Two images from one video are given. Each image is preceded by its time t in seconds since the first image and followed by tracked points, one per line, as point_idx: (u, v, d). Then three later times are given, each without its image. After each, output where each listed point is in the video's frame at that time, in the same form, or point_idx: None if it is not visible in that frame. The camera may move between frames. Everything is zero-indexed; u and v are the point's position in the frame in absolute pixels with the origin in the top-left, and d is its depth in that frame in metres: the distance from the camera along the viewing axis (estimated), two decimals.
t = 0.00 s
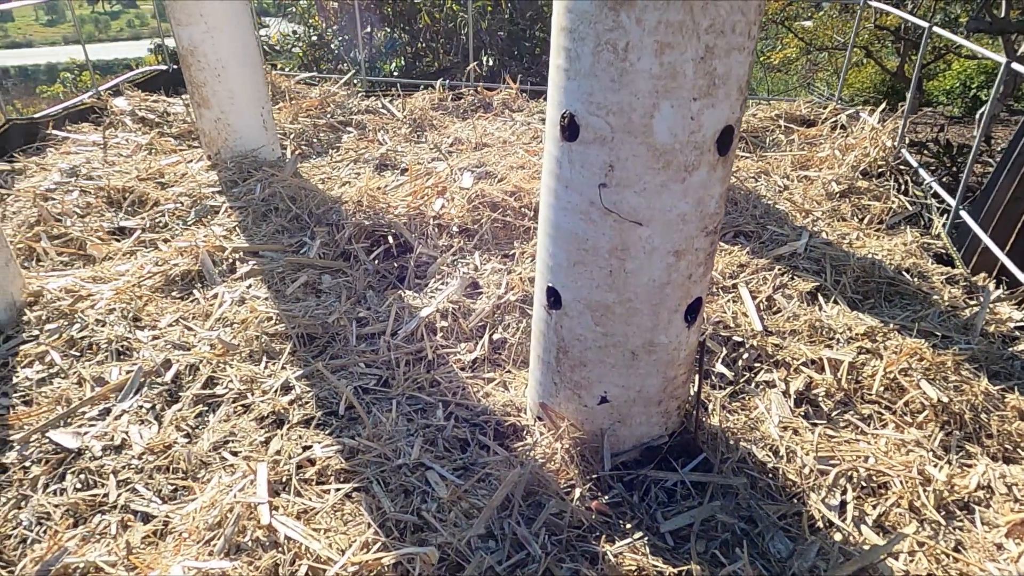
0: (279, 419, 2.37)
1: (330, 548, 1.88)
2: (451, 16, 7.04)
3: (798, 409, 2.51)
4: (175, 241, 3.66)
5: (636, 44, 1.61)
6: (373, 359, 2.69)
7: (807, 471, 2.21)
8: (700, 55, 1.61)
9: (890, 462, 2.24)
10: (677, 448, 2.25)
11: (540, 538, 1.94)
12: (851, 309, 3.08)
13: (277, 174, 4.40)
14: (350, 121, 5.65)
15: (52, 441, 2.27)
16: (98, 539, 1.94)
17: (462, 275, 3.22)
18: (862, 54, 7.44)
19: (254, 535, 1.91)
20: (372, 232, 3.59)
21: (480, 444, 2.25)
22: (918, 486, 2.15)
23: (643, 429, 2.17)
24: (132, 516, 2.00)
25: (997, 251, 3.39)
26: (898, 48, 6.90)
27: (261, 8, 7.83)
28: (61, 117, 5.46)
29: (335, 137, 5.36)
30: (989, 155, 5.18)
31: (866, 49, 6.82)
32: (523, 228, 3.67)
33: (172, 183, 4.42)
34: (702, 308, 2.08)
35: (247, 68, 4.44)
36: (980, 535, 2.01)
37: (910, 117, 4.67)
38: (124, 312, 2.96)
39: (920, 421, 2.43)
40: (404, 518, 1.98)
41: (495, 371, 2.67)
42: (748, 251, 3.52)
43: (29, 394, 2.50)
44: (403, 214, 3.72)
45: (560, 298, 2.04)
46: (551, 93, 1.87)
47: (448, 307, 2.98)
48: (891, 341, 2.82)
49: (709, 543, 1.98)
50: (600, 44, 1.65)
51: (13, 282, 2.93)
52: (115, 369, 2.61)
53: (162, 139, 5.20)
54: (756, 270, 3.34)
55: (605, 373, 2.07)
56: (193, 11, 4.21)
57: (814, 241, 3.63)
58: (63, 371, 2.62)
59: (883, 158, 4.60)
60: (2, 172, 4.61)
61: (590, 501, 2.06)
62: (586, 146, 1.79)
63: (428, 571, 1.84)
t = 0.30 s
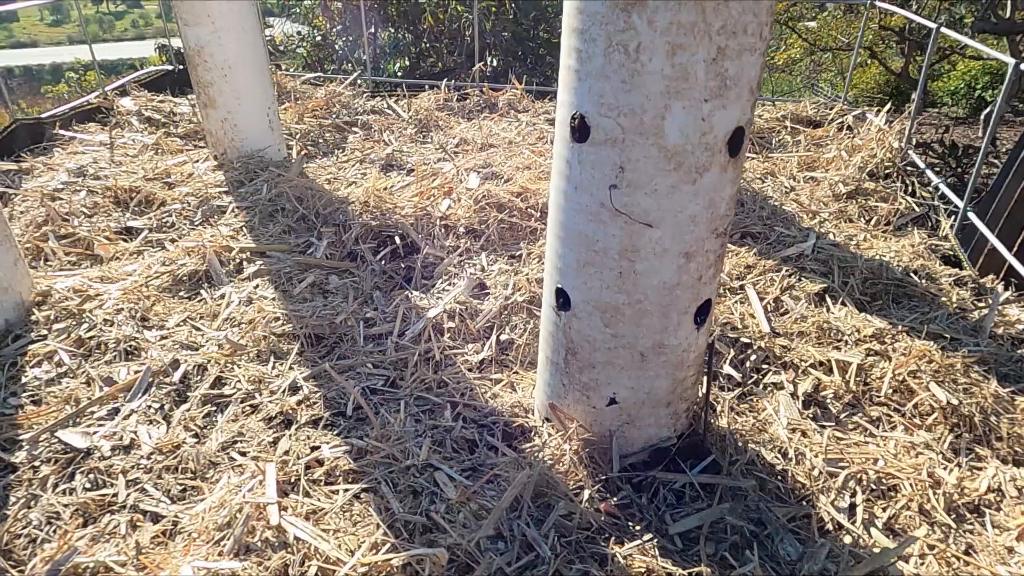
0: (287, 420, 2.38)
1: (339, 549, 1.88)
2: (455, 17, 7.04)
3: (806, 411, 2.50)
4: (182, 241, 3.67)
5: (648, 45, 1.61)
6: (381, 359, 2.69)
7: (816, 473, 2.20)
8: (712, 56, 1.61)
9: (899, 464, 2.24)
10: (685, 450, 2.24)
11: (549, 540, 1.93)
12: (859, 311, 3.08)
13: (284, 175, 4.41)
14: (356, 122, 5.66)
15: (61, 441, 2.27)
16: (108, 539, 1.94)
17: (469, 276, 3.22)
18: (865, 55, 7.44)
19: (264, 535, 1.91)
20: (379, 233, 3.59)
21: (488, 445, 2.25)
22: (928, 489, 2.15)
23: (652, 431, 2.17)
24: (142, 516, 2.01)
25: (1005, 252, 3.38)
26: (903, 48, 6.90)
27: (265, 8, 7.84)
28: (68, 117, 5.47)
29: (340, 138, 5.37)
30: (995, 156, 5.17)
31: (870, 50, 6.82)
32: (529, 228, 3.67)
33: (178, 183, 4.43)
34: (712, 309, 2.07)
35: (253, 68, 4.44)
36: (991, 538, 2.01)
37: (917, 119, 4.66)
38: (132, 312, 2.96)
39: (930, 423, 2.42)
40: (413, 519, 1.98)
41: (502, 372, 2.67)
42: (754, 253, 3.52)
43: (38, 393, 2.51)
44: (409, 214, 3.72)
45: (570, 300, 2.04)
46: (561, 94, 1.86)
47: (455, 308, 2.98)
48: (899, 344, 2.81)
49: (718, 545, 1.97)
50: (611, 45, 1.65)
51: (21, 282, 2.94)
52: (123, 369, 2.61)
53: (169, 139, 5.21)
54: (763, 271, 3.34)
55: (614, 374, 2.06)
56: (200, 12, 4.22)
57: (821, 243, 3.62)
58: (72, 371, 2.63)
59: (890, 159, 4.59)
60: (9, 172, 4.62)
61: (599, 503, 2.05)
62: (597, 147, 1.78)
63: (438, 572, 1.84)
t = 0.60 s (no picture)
0: (295, 420, 2.38)
1: (349, 550, 1.88)
2: (459, 17, 7.04)
3: (815, 412, 2.50)
4: (189, 241, 3.67)
5: (660, 46, 1.60)
6: (389, 360, 2.69)
7: (825, 475, 2.20)
8: (725, 57, 1.61)
9: (909, 467, 2.23)
10: (695, 451, 2.24)
11: (559, 541, 1.93)
12: (868, 312, 3.07)
13: (291, 175, 4.41)
14: (362, 122, 5.66)
15: (71, 441, 2.27)
16: (118, 538, 1.95)
17: (476, 276, 3.22)
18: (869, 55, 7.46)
19: (274, 536, 1.92)
20: (386, 233, 3.59)
21: (497, 446, 2.25)
22: (939, 491, 2.14)
23: (661, 432, 2.16)
24: (152, 516, 2.01)
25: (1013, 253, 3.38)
26: (907, 48, 6.90)
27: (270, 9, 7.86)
28: (75, 117, 5.48)
29: (346, 138, 5.38)
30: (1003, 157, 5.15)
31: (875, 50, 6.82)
32: (536, 228, 3.67)
33: (185, 183, 4.43)
34: (722, 311, 2.07)
35: (260, 68, 4.45)
36: (1003, 541, 2.00)
37: (924, 120, 4.65)
38: (140, 312, 2.97)
39: (940, 425, 2.41)
40: (423, 520, 1.98)
41: (510, 373, 2.66)
42: (762, 253, 3.51)
43: (48, 393, 2.51)
44: (416, 214, 3.73)
45: (580, 301, 2.03)
46: (572, 95, 1.86)
47: (463, 308, 2.98)
48: (909, 345, 2.80)
49: (728, 547, 1.97)
50: (623, 45, 1.64)
51: (30, 282, 2.95)
52: (132, 369, 2.61)
53: (175, 139, 5.22)
54: (771, 272, 3.33)
55: (624, 375, 2.06)
56: (207, 12, 4.23)
57: (829, 244, 3.61)
58: (81, 370, 2.63)
59: (897, 160, 4.58)
60: (16, 172, 4.63)
61: (609, 504, 2.05)
62: (608, 148, 1.78)
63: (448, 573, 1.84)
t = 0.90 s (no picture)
0: (304, 420, 2.38)
1: (359, 550, 1.88)
2: (464, 18, 7.03)
3: (825, 414, 2.49)
4: (197, 241, 3.67)
5: (672, 47, 1.60)
6: (397, 360, 2.69)
7: (835, 478, 2.19)
8: (738, 58, 1.60)
9: (920, 469, 2.22)
10: (704, 453, 2.23)
11: (569, 543, 1.93)
12: (877, 314, 3.06)
13: (297, 175, 4.42)
14: (367, 122, 5.67)
15: (80, 440, 2.28)
16: (128, 538, 1.95)
17: (484, 277, 3.22)
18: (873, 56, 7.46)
19: (284, 536, 1.92)
20: (393, 233, 3.59)
21: (506, 447, 2.25)
22: (950, 494, 2.13)
23: (671, 434, 2.16)
24: (161, 516, 2.01)
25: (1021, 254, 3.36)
26: (911, 49, 6.91)
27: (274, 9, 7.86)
28: (81, 116, 5.49)
29: (352, 138, 5.38)
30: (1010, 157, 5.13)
31: (880, 51, 6.82)
32: (544, 229, 3.67)
33: (192, 183, 4.43)
34: (732, 312, 2.06)
35: (266, 68, 4.45)
36: (1015, 544, 1.99)
37: (931, 120, 4.64)
38: (148, 312, 2.97)
39: (950, 428, 2.40)
40: (432, 521, 1.97)
41: (518, 374, 2.66)
42: (770, 255, 3.50)
43: (57, 392, 2.52)
44: (424, 215, 3.73)
45: (590, 302, 2.03)
46: (583, 96, 1.86)
47: (470, 309, 2.98)
48: (918, 347, 2.79)
49: (739, 549, 1.96)
50: (636, 46, 1.64)
51: (39, 281, 2.96)
52: (140, 369, 2.62)
53: (182, 139, 5.22)
54: (779, 273, 3.32)
55: (634, 377, 2.06)
56: (214, 12, 4.23)
57: (837, 245, 3.60)
58: (90, 370, 2.63)
59: (904, 161, 4.57)
60: (24, 171, 4.64)
61: (618, 506, 2.05)
62: (619, 149, 1.78)
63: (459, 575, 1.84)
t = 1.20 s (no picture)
0: (313, 420, 2.38)
1: (370, 551, 1.88)
2: (468, 18, 7.03)
3: (834, 416, 2.48)
4: (204, 241, 3.68)
5: (685, 47, 1.59)
6: (405, 361, 2.68)
7: (846, 480, 2.18)
8: (751, 58, 1.60)
9: (931, 472, 2.21)
10: (714, 455, 2.23)
11: (580, 545, 1.92)
12: (886, 315, 3.05)
13: (304, 175, 4.42)
14: (373, 122, 5.67)
15: (90, 440, 2.28)
16: (138, 538, 1.95)
17: (491, 278, 3.22)
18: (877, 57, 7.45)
19: (294, 537, 1.92)
20: (401, 234, 3.59)
21: (515, 449, 2.25)
22: (961, 497, 2.12)
23: (680, 435, 2.16)
24: (171, 516, 2.01)
25: None
26: (917, 49, 6.89)
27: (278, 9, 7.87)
28: (88, 116, 5.50)
29: (358, 138, 5.38)
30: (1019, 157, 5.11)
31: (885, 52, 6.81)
32: (551, 230, 3.67)
33: (199, 183, 4.43)
34: (743, 313, 2.06)
35: (273, 69, 4.46)
36: None
37: (940, 121, 4.61)
38: (156, 312, 2.98)
39: (961, 430, 2.40)
40: (442, 522, 1.97)
41: (527, 375, 2.66)
42: (778, 256, 3.49)
43: (66, 392, 2.52)
44: (431, 215, 3.72)
45: (600, 303, 2.03)
46: (594, 97, 1.85)
47: (478, 310, 2.98)
48: (928, 349, 2.78)
49: (749, 552, 1.96)
50: (649, 46, 1.64)
51: (48, 281, 2.96)
52: (149, 368, 2.62)
53: (188, 139, 5.23)
54: (787, 274, 3.31)
55: (644, 378, 2.05)
56: (222, 12, 4.23)
57: (845, 246, 3.59)
58: (99, 369, 2.64)
59: (912, 162, 4.55)
60: (31, 171, 4.65)
61: (628, 508, 2.04)
62: (631, 150, 1.77)
63: None
